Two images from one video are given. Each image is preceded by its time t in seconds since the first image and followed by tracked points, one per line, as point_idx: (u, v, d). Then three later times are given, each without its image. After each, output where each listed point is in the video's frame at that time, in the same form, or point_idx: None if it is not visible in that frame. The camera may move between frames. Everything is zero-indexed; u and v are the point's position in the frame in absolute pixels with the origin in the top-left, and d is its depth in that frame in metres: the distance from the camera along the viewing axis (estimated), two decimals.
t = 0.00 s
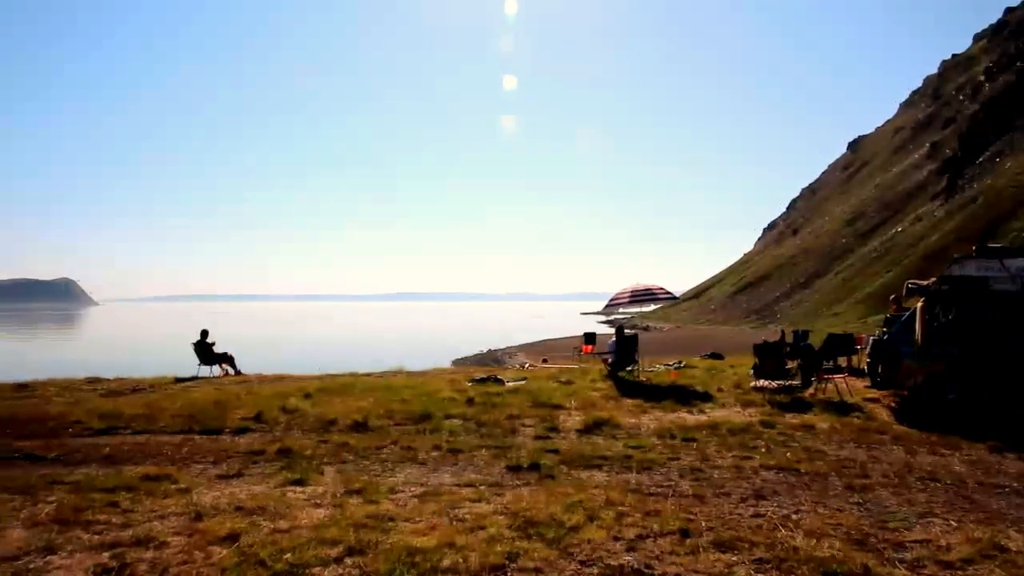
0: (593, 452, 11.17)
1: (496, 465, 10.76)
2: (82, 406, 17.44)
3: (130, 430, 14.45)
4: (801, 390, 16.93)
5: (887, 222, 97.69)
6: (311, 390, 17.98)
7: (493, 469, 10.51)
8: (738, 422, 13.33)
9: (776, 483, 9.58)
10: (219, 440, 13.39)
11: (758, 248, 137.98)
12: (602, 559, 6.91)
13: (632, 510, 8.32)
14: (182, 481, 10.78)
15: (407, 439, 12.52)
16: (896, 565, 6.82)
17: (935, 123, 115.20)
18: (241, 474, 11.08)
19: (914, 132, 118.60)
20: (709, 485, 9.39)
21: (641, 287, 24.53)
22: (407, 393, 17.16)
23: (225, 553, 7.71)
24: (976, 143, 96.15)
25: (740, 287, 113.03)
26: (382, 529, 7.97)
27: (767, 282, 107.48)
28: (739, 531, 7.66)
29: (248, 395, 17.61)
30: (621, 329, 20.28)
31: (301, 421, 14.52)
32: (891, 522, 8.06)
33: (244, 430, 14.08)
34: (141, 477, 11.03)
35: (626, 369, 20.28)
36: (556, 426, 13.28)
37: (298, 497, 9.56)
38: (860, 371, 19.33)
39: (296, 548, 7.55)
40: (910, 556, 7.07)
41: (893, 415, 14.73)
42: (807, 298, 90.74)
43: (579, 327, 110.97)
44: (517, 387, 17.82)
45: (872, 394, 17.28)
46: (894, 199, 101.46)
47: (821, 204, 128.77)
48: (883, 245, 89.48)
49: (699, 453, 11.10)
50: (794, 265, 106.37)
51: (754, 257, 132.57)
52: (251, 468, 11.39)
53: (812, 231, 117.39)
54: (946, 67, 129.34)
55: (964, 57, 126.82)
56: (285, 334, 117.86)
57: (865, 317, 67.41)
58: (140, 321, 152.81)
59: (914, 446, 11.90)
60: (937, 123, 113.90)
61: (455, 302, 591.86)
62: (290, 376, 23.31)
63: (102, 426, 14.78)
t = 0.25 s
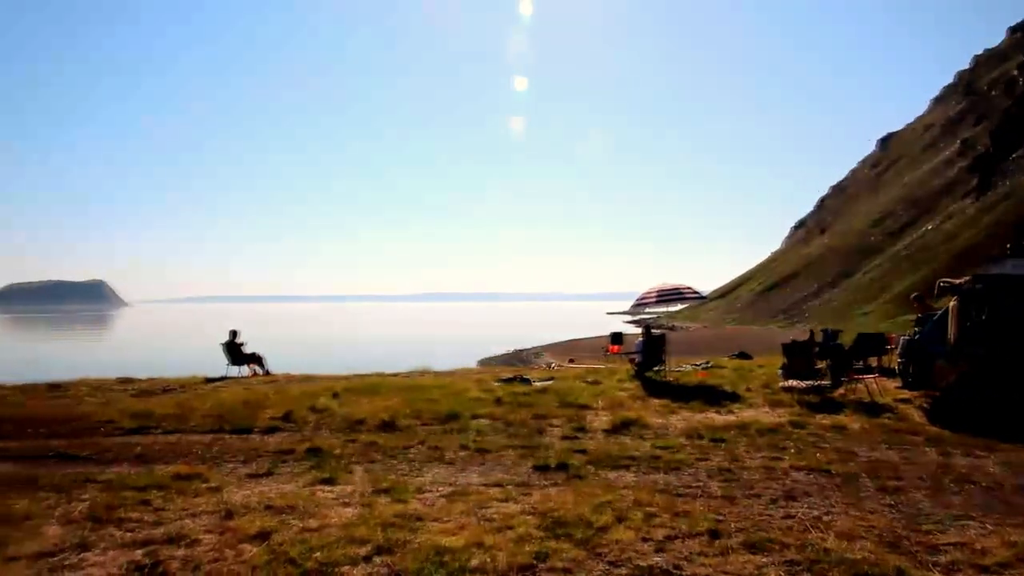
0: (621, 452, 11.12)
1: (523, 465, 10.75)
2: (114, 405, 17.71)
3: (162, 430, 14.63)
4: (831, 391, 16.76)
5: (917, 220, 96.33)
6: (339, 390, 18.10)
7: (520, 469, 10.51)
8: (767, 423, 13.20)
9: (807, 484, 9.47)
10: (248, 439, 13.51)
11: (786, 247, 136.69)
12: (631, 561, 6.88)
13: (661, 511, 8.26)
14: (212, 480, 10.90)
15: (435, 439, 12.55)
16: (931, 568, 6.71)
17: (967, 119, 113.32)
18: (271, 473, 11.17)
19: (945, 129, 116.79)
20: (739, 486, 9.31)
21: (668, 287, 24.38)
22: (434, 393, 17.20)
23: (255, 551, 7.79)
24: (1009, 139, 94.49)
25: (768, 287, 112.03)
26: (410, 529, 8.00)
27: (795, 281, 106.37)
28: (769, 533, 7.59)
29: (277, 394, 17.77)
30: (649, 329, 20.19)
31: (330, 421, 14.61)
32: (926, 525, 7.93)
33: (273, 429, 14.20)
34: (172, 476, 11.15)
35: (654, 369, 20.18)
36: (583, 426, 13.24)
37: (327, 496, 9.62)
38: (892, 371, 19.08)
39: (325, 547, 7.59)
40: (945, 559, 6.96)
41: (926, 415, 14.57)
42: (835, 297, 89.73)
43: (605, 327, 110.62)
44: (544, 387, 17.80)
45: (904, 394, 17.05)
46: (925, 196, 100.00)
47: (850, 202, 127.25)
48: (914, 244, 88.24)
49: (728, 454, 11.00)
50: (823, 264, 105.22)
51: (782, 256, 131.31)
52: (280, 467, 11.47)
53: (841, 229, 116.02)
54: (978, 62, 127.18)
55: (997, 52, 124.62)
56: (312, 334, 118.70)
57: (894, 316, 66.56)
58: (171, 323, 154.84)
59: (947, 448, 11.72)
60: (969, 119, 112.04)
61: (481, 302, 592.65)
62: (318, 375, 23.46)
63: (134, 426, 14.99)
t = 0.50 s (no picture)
0: (647, 452, 11.10)
1: (549, 465, 10.75)
2: (143, 404, 17.96)
3: (191, 428, 14.82)
4: (859, 390, 16.59)
5: (945, 218, 95.07)
6: (364, 390, 18.20)
7: (546, 468, 10.51)
8: (794, 422, 13.11)
9: (835, 484, 9.40)
10: (275, 438, 13.63)
11: (812, 246, 135.46)
12: (657, 561, 6.87)
13: (688, 511, 8.25)
14: (241, 479, 11.03)
15: (460, 438, 12.60)
16: (962, 570, 6.64)
17: (996, 115, 111.57)
18: (298, 472, 11.26)
19: (974, 125, 115.09)
20: (766, 487, 9.27)
21: (693, 285, 24.26)
22: (459, 392, 17.24)
23: (283, 550, 7.86)
24: None
25: (793, 285, 111.09)
26: (437, 528, 8.03)
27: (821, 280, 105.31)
28: (797, 533, 7.54)
29: (303, 394, 17.93)
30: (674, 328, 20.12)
31: (356, 420, 14.71)
32: (957, 527, 7.84)
33: (300, 428, 14.32)
34: (202, 475, 11.28)
35: (679, 369, 20.10)
36: (609, 426, 13.22)
37: (354, 495, 9.69)
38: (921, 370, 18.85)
39: (353, 546, 7.66)
40: (976, 561, 6.89)
41: (955, 415, 14.39)
42: (861, 296, 88.81)
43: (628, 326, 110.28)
44: (569, 387, 17.77)
45: (933, 394, 16.84)
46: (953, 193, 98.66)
47: (877, 200, 125.83)
48: (941, 241, 87.12)
49: (756, 454, 10.93)
50: (849, 262, 104.17)
51: (808, 254, 130.15)
52: (307, 466, 11.57)
53: (868, 227, 114.77)
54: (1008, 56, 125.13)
55: None
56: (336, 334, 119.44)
57: (922, 315, 65.78)
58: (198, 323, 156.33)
59: (978, 448, 11.57)
60: (999, 115, 110.33)
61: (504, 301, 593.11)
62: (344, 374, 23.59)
63: (163, 425, 15.17)
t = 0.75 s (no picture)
0: (675, 452, 11.03)
1: (576, 464, 10.72)
2: (173, 402, 18.19)
3: (220, 426, 14.97)
4: (890, 390, 16.36)
5: (977, 216, 93.57)
6: (390, 389, 18.27)
7: (572, 468, 10.49)
8: (823, 423, 12.97)
9: (865, 485, 9.28)
10: (302, 437, 13.73)
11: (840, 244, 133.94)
12: (685, 561, 6.83)
13: (716, 511, 8.19)
14: (268, 476, 11.12)
15: (487, 438, 12.61)
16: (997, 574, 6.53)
17: None
18: (325, 470, 11.32)
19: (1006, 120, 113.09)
20: (795, 487, 9.17)
21: (721, 284, 24.07)
22: (484, 392, 17.26)
23: (311, 548, 7.91)
24: None
25: (821, 284, 109.91)
26: (463, 527, 8.04)
27: (849, 280, 104.04)
28: (827, 535, 7.45)
29: (330, 392, 18.04)
30: (701, 327, 19.99)
31: (383, 419, 14.77)
32: (991, 530, 7.71)
33: (327, 427, 14.40)
34: (230, 473, 11.39)
35: (706, 368, 19.96)
36: (636, 425, 13.16)
37: (380, 494, 9.72)
38: (953, 370, 18.56)
39: (379, 544, 7.69)
40: (1012, 564, 6.76)
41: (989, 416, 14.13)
42: (891, 295, 87.70)
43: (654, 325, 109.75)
44: (595, 386, 17.71)
45: (966, 394, 16.56)
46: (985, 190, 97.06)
47: (907, 197, 124.13)
48: (973, 239, 85.76)
49: (784, 454, 10.84)
50: (878, 261, 102.87)
51: (836, 253, 128.72)
52: (334, 464, 11.63)
53: (897, 225, 113.25)
54: None
55: None
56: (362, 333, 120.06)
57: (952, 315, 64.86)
58: (226, 322, 157.81)
59: (1013, 449, 11.36)
60: None
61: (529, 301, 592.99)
62: (371, 373, 23.72)
63: (193, 423, 15.33)
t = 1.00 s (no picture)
0: (700, 452, 10.99)
1: (600, 464, 10.71)
2: (201, 400, 18.38)
3: (247, 424, 15.12)
4: (919, 392, 16.17)
5: (1009, 215, 92.00)
6: (415, 387, 18.35)
7: (597, 468, 10.48)
8: (851, 424, 12.85)
9: (894, 488, 9.19)
10: (327, 435, 13.83)
11: (869, 244, 132.35)
12: (711, 562, 6.79)
13: (742, 512, 8.14)
14: (295, 473, 11.21)
15: (512, 436, 12.63)
16: None
17: None
18: (350, 468, 11.39)
19: None
20: (823, 489, 9.09)
21: (747, 285, 23.92)
22: (509, 391, 17.28)
23: (336, 545, 7.96)
24: None
25: (849, 284, 108.67)
26: (488, 525, 8.05)
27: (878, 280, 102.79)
28: (855, 537, 7.38)
29: (355, 391, 18.16)
30: (727, 327, 19.87)
31: (407, 417, 14.84)
32: None
33: (352, 425, 14.50)
34: (257, 469, 11.50)
35: (732, 369, 19.85)
36: (661, 426, 13.12)
37: (405, 492, 9.76)
38: (983, 371, 18.30)
39: (404, 542, 7.73)
40: None
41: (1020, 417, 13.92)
42: (920, 295, 86.53)
43: (679, 325, 109.19)
44: (619, 386, 17.67)
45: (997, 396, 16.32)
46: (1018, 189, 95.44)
47: (937, 196, 122.38)
48: (1005, 239, 84.37)
49: (812, 455, 10.74)
50: (908, 261, 101.52)
51: (865, 253, 127.20)
52: (359, 462, 11.71)
53: (927, 224, 111.68)
54: None
55: None
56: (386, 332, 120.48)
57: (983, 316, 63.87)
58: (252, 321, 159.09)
59: None
60: None
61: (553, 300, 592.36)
62: (396, 372, 23.84)
63: (220, 420, 15.50)
